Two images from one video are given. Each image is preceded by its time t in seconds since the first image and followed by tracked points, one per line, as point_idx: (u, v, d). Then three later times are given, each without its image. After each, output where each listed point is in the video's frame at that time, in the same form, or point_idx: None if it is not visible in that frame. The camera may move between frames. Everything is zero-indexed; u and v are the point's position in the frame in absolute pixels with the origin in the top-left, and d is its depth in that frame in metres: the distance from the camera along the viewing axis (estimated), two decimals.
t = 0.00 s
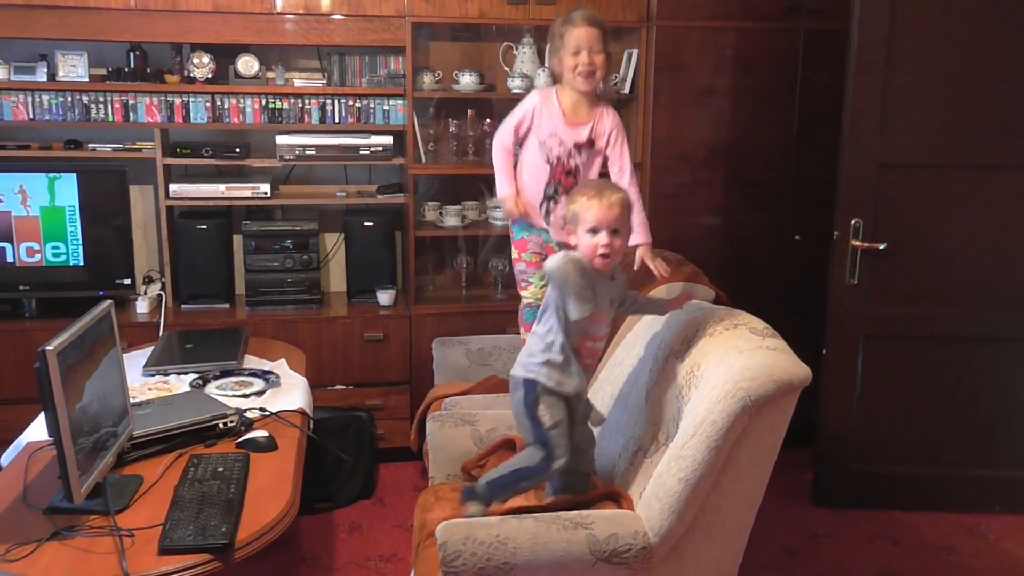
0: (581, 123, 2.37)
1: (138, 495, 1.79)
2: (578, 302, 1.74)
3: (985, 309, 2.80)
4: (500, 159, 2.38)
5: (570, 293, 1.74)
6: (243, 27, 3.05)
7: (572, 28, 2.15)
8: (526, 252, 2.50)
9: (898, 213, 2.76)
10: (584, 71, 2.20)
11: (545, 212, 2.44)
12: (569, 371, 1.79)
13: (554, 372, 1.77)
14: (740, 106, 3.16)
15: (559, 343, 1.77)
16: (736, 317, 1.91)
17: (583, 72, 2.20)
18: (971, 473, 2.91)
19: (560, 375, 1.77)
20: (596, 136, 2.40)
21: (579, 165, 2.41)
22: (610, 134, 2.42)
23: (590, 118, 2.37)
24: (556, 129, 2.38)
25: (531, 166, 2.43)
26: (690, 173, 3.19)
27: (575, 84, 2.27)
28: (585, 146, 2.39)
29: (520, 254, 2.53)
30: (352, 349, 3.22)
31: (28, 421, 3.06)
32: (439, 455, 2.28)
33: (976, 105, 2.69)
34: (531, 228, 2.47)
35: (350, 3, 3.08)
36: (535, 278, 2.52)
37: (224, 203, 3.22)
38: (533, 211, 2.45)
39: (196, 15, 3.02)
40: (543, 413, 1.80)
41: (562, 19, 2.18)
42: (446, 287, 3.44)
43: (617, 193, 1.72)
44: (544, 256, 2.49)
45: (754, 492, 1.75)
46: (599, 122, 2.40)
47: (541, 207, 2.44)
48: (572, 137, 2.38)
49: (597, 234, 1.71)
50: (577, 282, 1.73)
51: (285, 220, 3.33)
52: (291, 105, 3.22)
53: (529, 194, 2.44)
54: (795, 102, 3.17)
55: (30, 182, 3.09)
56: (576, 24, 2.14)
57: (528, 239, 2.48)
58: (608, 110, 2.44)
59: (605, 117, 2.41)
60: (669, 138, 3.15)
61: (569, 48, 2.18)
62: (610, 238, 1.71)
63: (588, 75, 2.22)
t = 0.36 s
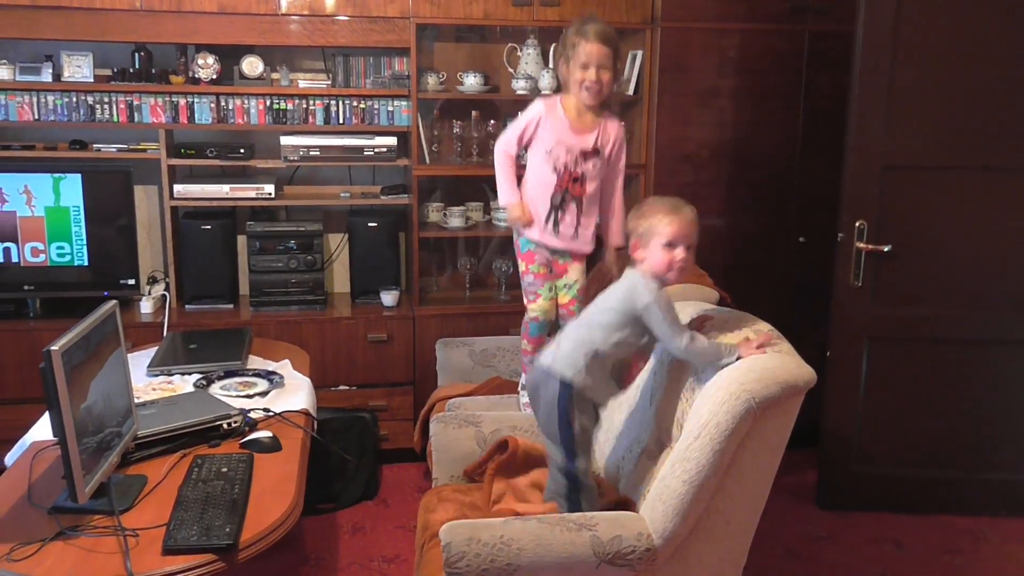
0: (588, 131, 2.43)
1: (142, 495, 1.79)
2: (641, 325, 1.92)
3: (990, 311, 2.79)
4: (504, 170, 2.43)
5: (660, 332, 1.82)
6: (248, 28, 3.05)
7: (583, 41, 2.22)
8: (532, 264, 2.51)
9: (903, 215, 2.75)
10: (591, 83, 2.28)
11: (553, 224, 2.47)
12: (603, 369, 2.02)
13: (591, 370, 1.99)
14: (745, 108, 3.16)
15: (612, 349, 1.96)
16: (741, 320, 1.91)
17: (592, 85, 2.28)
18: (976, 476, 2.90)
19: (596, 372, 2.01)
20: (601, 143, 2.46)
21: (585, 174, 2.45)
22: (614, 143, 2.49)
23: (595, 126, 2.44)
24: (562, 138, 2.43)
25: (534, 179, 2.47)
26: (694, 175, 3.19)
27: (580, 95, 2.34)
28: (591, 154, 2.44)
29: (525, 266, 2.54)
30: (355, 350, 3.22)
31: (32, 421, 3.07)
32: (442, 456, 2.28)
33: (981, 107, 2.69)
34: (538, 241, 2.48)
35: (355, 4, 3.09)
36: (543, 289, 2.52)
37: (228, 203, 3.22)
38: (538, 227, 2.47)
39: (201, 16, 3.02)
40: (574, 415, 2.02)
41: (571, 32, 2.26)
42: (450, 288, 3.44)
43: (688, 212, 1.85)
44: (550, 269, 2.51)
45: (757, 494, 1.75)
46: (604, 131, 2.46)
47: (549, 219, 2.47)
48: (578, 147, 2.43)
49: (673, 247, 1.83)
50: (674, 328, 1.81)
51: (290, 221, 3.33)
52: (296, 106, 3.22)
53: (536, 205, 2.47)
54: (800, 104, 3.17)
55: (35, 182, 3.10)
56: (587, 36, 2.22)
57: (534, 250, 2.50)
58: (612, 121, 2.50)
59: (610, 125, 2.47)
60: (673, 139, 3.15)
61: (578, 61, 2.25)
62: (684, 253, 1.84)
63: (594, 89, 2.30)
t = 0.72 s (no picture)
0: (588, 144, 2.42)
1: (146, 496, 1.79)
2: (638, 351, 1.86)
3: (994, 311, 2.79)
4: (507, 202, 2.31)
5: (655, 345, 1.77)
6: (252, 30, 3.06)
7: (586, 50, 2.23)
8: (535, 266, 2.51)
9: (906, 216, 2.75)
10: (594, 93, 2.26)
11: (559, 236, 2.48)
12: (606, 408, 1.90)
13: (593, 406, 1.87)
14: (748, 109, 3.15)
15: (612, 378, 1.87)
16: (740, 322, 1.91)
17: (594, 95, 2.26)
18: (980, 477, 2.90)
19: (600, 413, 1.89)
20: (601, 155, 2.47)
21: (588, 184, 2.49)
22: (610, 153, 2.51)
23: (595, 138, 2.43)
24: (563, 152, 2.41)
25: (536, 196, 2.45)
26: (697, 176, 3.19)
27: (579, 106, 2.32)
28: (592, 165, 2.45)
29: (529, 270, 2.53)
30: (358, 351, 3.22)
31: (36, 422, 3.07)
32: (445, 457, 2.27)
33: (985, 107, 2.69)
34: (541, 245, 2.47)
35: (358, 6, 3.09)
36: (546, 290, 2.52)
37: (232, 205, 3.23)
38: (542, 239, 2.46)
39: (204, 18, 3.03)
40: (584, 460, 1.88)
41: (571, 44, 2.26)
42: (453, 289, 3.44)
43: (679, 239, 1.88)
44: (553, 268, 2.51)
45: (761, 495, 1.75)
46: (603, 141, 2.46)
47: (555, 231, 2.48)
48: (580, 160, 2.43)
49: (662, 276, 1.86)
50: (669, 340, 1.77)
51: (293, 223, 3.33)
52: (299, 108, 3.22)
53: (541, 222, 2.46)
54: (803, 105, 3.17)
55: (39, 184, 3.10)
56: (587, 46, 2.23)
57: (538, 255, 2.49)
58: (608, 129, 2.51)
59: (607, 137, 2.47)
60: (676, 140, 3.15)
61: (580, 71, 2.24)
62: (675, 282, 1.87)
63: (595, 98, 2.28)
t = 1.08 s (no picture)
0: (569, 139, 2.49)
1: (147, 497, 1.79)
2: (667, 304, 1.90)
3: (995, 314, 2.78)
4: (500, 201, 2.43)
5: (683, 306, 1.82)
6: (254, 32, 3.06)
7: (569, 53, 2.27)
8: (526, 280, 2.54)
9: (908, 218, 2.75)
10: (578, 98, 2.34)
11: (550, 237, 2.52)
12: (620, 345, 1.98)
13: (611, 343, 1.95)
14: (750, 111, 3.15)
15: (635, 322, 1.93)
16: (747, 324, 1.91)
17: (579, 100, 2.34)
18: (981, 481, 2.89)
19: (616, 347, 1.97)
20: (587, 152, 2.52)
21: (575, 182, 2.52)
22: (599, 152, 2.55)
23: (578, 134, 2.50)
24: (544, 150, 2.50)
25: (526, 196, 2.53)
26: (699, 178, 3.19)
27: (563, 108, 2.40)
28: (578, 162, 2.50)
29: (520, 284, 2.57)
30: (360, 353, 3.23)
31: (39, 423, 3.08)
32: (445, 459, 2.28)
33: (987, 110, 2.68)
34: (530, 258, 2.54)
35: (360, 8, 3.09)
36: (536, 305, 2.52)
37: (234, 207, 3.23)
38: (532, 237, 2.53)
39: (207, 20, 3.03)
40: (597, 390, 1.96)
41: (556, 46, 2.31)
42: (454, 291, 3.44)
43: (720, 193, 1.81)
44: (543, 282, 2.53)
45: (761, 499, 1.74)
46: (589, 139, 2.52)
47: (546, 232, 2.52)
48: (560, 156, 2.50)
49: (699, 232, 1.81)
50: (698, 304, 1.81)
51: (295, 224, 3.33)
52: (301, 110, 3.23)
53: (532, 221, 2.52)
54: (805, 107, 3.17)
55: (41, 185, 3.11)
56: (575, 51, 2.27)
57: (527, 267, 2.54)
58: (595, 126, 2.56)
59: (593, 135, 2.53)
60: (679, 142, 3.15)
61: (563, 76, 2.31)
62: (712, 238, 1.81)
63: (580, 103, 2.36)
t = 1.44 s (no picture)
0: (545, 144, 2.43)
1: (148, 500, 1.79)
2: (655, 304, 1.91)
3: (998, 316, 2.78)
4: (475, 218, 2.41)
5: (676, 302, 1.82)
6: (256, 34, 3.07)
7: (546, 62, 2.27)
8: (518, 286, 2.53)
9: (910, 221, 2.74)
10: (555, 101, 2.31)
11: (538, 242, 2.46)
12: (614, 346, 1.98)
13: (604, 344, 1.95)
14: (751, 113, 3.15)
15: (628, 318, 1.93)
16: (747, 324, 1.92)
17: (554, 103, 2.31)
18: (983, 484, 2.89)
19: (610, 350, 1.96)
20: (566, 154, 2.44)
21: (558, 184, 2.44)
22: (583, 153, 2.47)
23: (555, 137, 2.43)
24: (523, 156, 2.45)
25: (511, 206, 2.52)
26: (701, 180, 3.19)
27: (539, 112, 2.37)
28: (556, 166, 2.43)
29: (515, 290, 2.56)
30: (361, 355, 3.23)
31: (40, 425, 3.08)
32: (447, 463, 2.26)
33: (989, 112, 2.68)
34: (527, 262, 2.51)
35: (362, 11, 3.09)
36: (526, 311, 2.51)
37: (236, 209, 3.23)
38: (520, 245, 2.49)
39: (209, 23, 3.04)
40: (583, 390, 1.95)
41: (537, 52, 2.30)
42: (455, 294, 3.44)
43: (710, 188, 1.87)
44: (535, 291, 2.50)
45: (763, 501, 1.74)
46: (568, 140, 2.44)
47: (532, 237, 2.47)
48: (540, 159, 2.44)
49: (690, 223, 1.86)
50: (695, 298, 1.81)
51: (297, 226, 3.34)
52: (303, 112, 3.23)
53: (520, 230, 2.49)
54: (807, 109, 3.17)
55: (44, 187, 3.11)
56: (557, 55, 2.25)
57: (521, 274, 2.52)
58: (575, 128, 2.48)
59: (574, 134, 2.45)
60: (680, 145, 3.15)
61: (540, 84, 2.30)
62: (699, 228, 1.87)
63: (556, 107, 2.33)
